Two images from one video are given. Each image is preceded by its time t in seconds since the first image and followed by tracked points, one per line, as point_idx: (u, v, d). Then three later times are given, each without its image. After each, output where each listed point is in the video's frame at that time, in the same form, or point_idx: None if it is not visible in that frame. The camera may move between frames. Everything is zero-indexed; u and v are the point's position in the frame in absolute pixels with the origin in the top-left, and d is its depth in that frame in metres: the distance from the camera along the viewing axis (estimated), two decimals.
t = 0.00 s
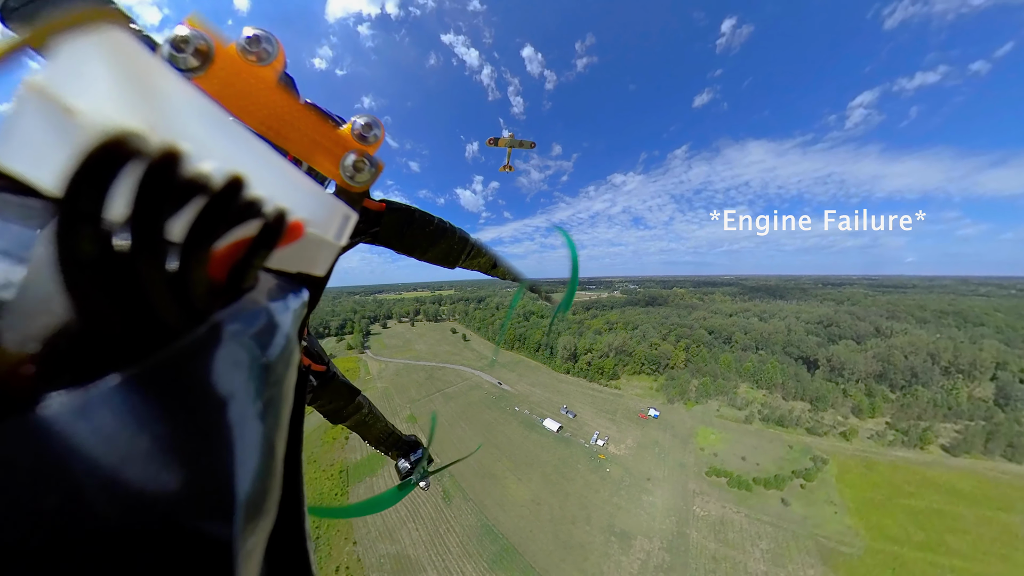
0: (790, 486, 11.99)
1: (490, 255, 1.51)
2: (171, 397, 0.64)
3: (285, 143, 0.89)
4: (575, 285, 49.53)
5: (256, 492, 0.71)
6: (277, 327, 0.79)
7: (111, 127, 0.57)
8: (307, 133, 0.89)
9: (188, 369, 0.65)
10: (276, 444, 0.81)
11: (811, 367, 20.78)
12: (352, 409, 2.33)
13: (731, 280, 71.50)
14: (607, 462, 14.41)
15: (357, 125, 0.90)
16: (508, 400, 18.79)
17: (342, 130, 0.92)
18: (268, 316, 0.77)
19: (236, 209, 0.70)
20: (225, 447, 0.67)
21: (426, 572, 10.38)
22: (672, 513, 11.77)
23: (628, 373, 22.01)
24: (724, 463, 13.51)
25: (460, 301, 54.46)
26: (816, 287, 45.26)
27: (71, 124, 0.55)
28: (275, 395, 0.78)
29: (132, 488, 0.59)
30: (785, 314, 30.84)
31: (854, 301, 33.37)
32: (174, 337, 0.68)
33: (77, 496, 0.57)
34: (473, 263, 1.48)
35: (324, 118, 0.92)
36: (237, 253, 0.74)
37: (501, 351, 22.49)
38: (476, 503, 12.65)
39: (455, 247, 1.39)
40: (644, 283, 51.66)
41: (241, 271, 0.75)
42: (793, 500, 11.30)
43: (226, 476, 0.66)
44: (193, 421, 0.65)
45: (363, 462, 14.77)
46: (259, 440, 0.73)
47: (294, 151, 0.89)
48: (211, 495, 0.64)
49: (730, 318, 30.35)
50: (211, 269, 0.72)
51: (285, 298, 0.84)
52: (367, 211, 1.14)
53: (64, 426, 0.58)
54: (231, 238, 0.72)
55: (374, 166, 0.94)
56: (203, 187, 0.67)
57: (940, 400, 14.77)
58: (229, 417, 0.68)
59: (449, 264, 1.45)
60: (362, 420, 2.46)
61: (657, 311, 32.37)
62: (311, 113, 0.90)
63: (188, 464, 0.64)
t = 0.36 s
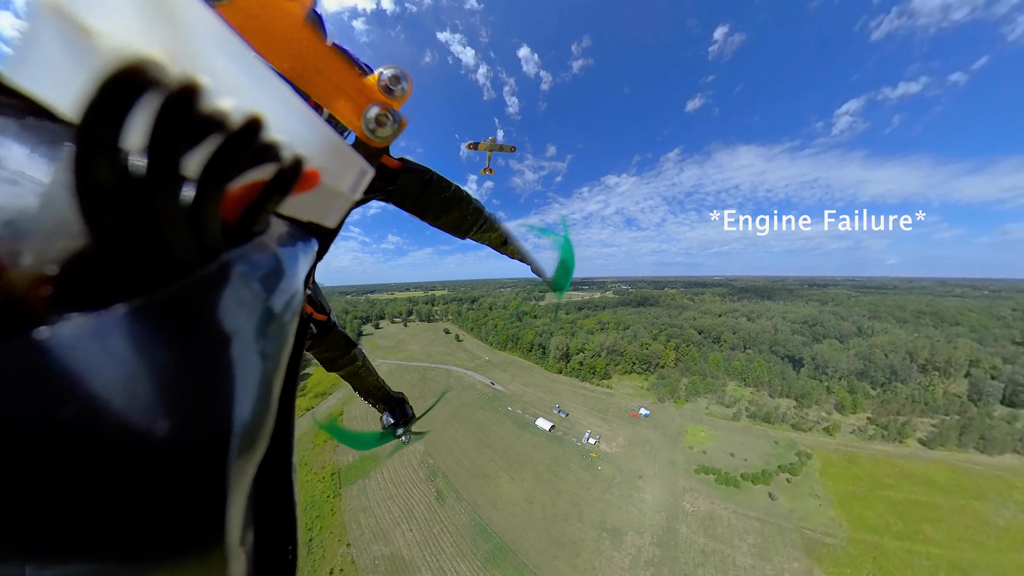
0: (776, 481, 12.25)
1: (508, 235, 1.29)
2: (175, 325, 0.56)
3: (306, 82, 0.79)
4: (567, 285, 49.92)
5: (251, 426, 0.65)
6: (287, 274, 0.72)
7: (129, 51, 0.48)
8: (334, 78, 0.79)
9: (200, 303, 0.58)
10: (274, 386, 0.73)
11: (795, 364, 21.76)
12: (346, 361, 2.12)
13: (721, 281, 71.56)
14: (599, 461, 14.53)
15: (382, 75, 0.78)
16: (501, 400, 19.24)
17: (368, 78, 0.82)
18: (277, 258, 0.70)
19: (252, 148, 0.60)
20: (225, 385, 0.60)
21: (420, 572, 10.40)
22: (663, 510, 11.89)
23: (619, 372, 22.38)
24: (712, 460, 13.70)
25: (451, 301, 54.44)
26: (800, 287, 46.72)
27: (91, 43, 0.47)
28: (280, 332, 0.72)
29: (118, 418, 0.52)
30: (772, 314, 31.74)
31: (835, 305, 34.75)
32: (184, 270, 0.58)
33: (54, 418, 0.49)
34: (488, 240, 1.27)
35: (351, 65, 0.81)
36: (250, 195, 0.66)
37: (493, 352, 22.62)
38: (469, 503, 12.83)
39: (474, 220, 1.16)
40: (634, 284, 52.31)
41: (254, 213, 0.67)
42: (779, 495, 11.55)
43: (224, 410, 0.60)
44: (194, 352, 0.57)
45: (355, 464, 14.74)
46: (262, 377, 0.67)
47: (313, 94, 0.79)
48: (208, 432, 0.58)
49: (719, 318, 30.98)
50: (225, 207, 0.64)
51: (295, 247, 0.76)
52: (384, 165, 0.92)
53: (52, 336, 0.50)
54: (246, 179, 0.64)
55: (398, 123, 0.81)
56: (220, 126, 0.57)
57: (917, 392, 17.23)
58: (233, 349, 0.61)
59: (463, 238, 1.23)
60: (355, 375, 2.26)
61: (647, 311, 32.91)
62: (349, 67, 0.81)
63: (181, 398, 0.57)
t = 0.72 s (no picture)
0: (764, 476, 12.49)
1: (517, 213, 1.36)
2: (178, 267, 0.56)
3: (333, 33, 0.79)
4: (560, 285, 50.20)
5: (245, 378, 0.64)
6: (291, 228, 0.70)
7: None
8: (362, 32, 0.79)
9: (206, 246, 0.57)
10: (273, 339, 0.72)
11: (783, 363, 22.25)
12: (344, 319, 2.03)
13: (714, 282, 71.64)
14: (591, 459, 14.64)
15: (410, 30, 0.80)
16: (495, 401, 19.45)
17: (397, 31, 0.82)
18: (285, 212, 0.68)
19: (260, 91, 0.62)
20: (223, 333, 0.59)
21: (414, 571, 10.41)
22: (654, 506, 12.03)
23: (611, 372, 22.62)
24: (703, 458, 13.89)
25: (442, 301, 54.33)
26: (787, 291, 48.02)
27: None
28: (281, 284, 0.70)
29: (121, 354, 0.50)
30: (761, 315, 32.38)
31: (819, 307, 35.80)
32: (192, 215, 0.57)
33: (47, 357, 0.45)
34: (497, 215, 1.34)
35: (378, 14, 0.80)
36: (265, 143, 0.64)
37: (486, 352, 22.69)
38: (462, 503, 12.88)
39: (486, 193, 1.22)
40: (627, 284, 52.74)
41: (264, 163, 0.65)
42: (767, 491, 11.77)
43: (222, 359, 0.59)
44: (193, 295, 0.57)
45: (349, 466, 14.74)
46: (263, 329, 0.67)
47: (338, 44, 0.79)
48: (204, 380, 0.58)
49: (710, 318, 31.46)
50: (237, 152, 0.61)
51: (307, 204, 0.73)
52: (404, 128, 0.97)
53: (55, 271, 0.45)
54: (260, 125, 0.63)
55: (423, 85, 0.81)
56: (236, 67, 0.60)
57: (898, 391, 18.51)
58: (235, 297, 0.61)
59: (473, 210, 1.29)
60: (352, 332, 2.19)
61: (639, 311, 33.31)
62: (378, 21, 0.80)
63: (180, 341, 0.57)
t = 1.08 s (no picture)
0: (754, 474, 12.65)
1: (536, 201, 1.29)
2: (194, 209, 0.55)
3: None
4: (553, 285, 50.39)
5: (250, 322, 0.63)
6: (304, 176, 0.71)
7: None
8: None
9: (222, 191, 0.57)
10: (279, 285, 0.72)
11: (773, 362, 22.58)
12: (347, 281, 2.11)
13: (706, 283, 71.81)
14: (584, 458, 14.70)
15: None
16: (489, 400, 19.63)
17: None
18: (300, 166, 0.70)
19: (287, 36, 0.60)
20: (236, 281, 0.58)
21: (408, 571, 10.43)
22: (646, 504, 12.12)
23: (604, 372, 22.78)
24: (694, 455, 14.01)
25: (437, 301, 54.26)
26: (776, 291, 48.76)
27: None
28: (290, 239, 0.71)
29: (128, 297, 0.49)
30: (752, 316, 32.80)
31: (808, 308, 36.51)
32: (208, 152, 0.55)
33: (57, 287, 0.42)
34: (516, 201, 1.29)
35: None
36: (283, 90, 0.65)
37: (481, 352, 22.71)
38: (456, 503, 12.91)
39: (507, 173, 1.19)
40: (620, 284, 53.07)
41: (285, 111, 0.67)
42: (757, 487, 11.93)
43: (227, 301, 0.58)
44: (207, 241, 0.56)
45: (343, 467, 14.79)
46: (270, 277, 0.66)
47: None
48: (215, 322, 0.57)
49: (701, 318, 31.78)
50: (256, 94, 0.62)
51: (323, 159, 0.76)
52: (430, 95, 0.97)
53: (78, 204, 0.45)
54: (280, 72, 0.62)
55: (456, 51, 0.81)
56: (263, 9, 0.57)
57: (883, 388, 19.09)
58: (244, 251, 0.59)
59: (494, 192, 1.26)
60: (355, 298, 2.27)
61: (632, 312, 33.58)
62: None
63: (192, 287, 0.54)
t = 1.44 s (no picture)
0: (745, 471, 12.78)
1: (556, 188, 1.35)
2: (211, 145, 0.51)
3: None
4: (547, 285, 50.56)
5: (266, 274, 0.56)
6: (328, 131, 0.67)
7: None
8: None
9: (243, 133, 0.53)
10: (295, 237, 0.67)
11: (763, 362, 22.86)
12: (359, 243, 1.68)
13: (700, 283, 71.77)
14: (578, 457, 14.71)
15: None
16: (483, 401, 19.67)
17: None
18: (326, 120, 0.67)
19: None
20: (251, 228, 0.52)
21: (403, 572, 10.41)
22: (639, 502, 12.16)
23: (598, 372, 22.89)
24: (686, 453, 14.11)
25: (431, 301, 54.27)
26: (767, 292, 49.39)
27: None
28: (311, 193, 0.66)
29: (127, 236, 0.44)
30: (744, 316, 33.15)
31: (798, 309, 37.17)
32: (237, 98, 0.53)
33: (61, 203, 0.40)
34: (536, 185, 1.34)
35: None
36: (317, 43, 0.65)
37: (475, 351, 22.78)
38: (451, 503, 12.93)
39: (531, 159, 1.25)
40: (615, 286, 53.33)
41: (314, 64, 0.66)
42: (748, 484, 12.07)
43: (239, 253, 0.51)
44: (223, 183, 0.51)
45: (338, 469, 14.77)
46: (289, 225, 0.60)
47: None
48: (228, 268, 0.50)
49: (694, 318, 32.05)
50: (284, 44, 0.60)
51: (347, 116, 0.74)
52: (465, 65, 1.02)
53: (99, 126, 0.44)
54: (314, 25, 0.63)
55: (499, 20, 0.80)
56: None
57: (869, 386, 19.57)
58: (264, 205, 0.54)
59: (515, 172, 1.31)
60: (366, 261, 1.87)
61: (626, 313, 33.83)
62: None
63: (207, 228, 0.49)
